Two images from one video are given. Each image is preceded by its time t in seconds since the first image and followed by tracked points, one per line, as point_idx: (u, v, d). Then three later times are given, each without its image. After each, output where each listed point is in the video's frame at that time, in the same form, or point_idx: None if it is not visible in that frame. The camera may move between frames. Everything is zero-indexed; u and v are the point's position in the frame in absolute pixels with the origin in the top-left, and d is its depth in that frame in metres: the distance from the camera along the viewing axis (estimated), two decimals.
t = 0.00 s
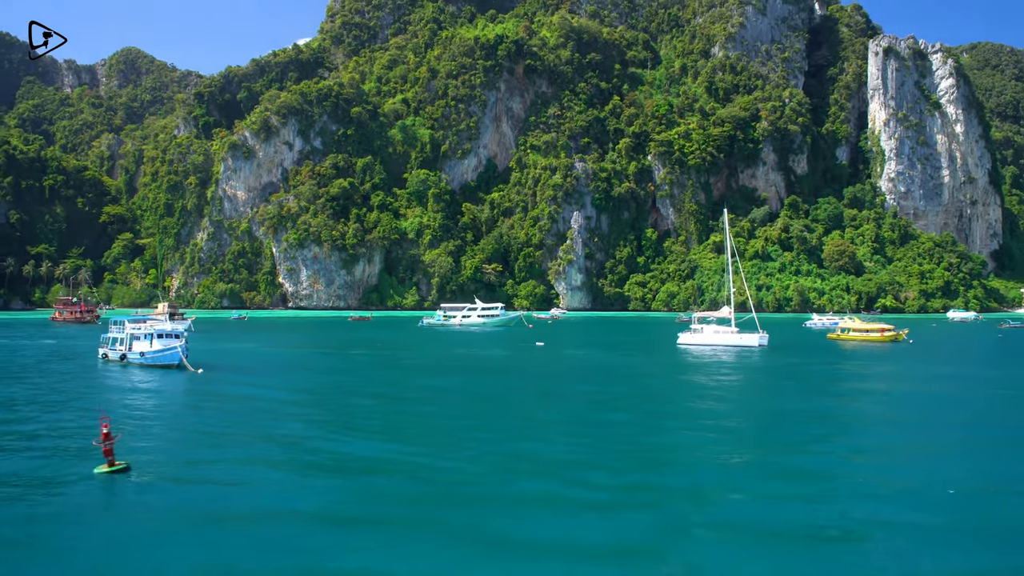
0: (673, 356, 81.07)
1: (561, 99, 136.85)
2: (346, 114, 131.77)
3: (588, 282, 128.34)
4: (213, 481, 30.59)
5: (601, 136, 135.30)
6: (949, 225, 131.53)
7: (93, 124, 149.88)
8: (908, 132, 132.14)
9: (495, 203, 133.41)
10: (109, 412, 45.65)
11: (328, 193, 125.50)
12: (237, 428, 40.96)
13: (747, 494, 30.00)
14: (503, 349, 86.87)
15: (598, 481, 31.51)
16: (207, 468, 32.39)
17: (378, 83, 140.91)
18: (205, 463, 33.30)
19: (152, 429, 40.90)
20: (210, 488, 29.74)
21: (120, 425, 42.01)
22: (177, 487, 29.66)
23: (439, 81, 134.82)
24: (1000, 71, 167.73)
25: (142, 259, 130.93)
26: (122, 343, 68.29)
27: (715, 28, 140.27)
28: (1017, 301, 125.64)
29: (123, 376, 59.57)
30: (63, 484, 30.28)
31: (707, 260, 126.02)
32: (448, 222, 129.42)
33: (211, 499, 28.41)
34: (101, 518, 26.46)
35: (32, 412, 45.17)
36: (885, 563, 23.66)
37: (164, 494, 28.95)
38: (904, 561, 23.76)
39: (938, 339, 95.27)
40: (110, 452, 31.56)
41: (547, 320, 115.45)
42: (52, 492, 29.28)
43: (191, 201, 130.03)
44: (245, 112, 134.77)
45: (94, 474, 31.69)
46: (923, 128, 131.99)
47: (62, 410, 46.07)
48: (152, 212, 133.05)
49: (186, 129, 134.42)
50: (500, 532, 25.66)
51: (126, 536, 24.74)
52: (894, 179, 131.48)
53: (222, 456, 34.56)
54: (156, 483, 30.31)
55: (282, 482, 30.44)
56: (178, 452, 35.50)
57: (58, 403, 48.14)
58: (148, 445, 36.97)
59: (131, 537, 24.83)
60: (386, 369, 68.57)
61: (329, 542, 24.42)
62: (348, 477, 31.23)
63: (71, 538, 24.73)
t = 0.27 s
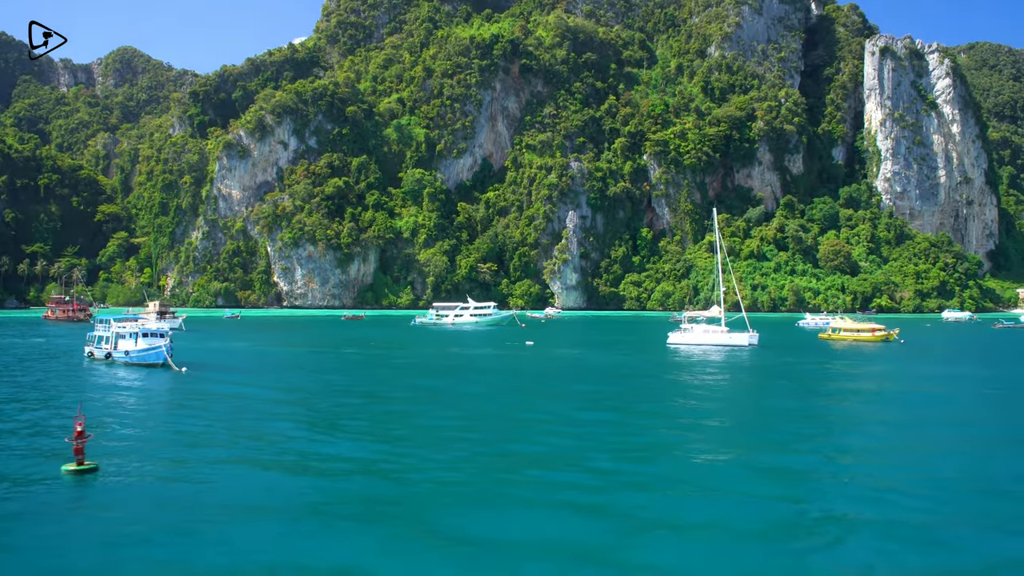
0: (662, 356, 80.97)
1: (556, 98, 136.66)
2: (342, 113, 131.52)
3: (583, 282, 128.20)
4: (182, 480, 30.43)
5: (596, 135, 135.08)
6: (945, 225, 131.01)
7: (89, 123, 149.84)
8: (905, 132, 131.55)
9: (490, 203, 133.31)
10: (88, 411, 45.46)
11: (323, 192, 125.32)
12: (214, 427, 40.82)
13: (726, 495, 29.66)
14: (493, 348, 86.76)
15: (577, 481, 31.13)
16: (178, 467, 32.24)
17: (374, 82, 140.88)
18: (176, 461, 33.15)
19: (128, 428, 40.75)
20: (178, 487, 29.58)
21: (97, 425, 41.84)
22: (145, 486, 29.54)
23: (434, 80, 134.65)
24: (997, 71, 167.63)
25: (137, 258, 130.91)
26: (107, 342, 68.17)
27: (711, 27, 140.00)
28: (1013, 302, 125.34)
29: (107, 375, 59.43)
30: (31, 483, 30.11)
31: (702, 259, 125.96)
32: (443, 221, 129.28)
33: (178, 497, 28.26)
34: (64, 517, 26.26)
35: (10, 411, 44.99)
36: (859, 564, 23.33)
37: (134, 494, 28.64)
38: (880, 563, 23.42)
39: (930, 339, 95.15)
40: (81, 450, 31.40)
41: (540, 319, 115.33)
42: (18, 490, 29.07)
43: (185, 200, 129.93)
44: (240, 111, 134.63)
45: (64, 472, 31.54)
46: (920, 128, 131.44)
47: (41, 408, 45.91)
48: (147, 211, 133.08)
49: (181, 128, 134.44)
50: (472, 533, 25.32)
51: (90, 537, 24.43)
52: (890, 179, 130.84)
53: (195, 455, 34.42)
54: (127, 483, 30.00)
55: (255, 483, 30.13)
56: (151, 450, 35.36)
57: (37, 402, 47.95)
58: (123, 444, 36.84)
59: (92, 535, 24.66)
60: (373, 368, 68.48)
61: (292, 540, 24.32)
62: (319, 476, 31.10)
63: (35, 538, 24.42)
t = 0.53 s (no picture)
0: (649, 352, 80.91)
1: (552, 94, 136.42)
2: (337, 108, 131.22)
3: (577, 278, 128.21)
4: (146, 475, 30.30)
5: (592, 131, 134.85)
6: (940, 222, 130.78)
7: (85, 117, 149.62)
8: (901, 129, 131.10)
9: (485, 198, 133.19)
10: (64, 406, 45.31)
11: (318, 187, 125.12)
12: (189, 421, 40.73)
13: (699, 494, 29.40)
14: (482, 344, 86.65)
15: (549, 480, 30.90)
16: (144, 462, 32.15)
17: (369, 77, 140.65)
18: (144, 456, 33.04)
19: (101, 423, 40.63)
20: (142, 481, 29.51)
21: (71, 419, 41.71)
22: (109, 481, 29.44)
23: (430, 76, 134.42)
24: (994, 69, 167.46)
25: (132, 252, 130.91)
26: (91, 336, 68.01)
27: (708, 23, 139.36)
28: (1008, 299, 125.23)
29: (89, 370, 59.30)
30: None
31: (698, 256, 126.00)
32: (438, 217, 129.19)
33: (141, 492, 28.18)
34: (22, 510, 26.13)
35: None
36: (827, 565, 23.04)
37: (100, 489, 28.46)
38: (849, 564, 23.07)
39: (919, 336, 95.11)
40: (47, 446, 30.72)
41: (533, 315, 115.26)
42: None
43: (180, 194, 129.83)
44: (236, 106, 134.36)
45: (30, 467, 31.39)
46: (916, 125, 131.00)
47: (17, 403, 45.78)
48: (142, 205, 133.02)
49: (177, 122, 134.30)
50: (437, 530, 25.06)
51: (48, 531, 24.18)
52: (886, 176, 130.45)
53: (165, 450, 34.33)
54: (93, 478, 29.78)
55: (223, 478, 29.92)
56: (121, 446, 35.26)
57: (14, 396, 47.81)
58: (93, 439, 36.72)
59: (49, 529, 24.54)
60: (357, 364, 68.38)
61: (249, 534, 24.27)
62: (285, 471, 31.04)
63: None
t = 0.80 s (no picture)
0: (639, 348, 80.78)
1: (548, 89, 136.14)
2: (332, 103, 130.75)
3: (573, 273, 128.10)
4: (114, 471, 30.10)
5: (588, 126, 134.60)
6: (936, 218, 130.56)
7: (81, 112, 149.16)
8: (897, 125, 130.78)
9: (480, 194, 132.92)
10: (41, 402, 45.02)
11: (314, 182, 124.79)
12: (165, 418, 40.51)
13: (674, 490, 28.99)
14: (471, 339, 86.40)
15: (524, 476, 30.44)
16: (114, 458, 31.92)
17: (365, 72, 140.23)
18: (114, 453, 32.80)
19: (77, 419, 40.39)
20: (109, 477, 29.29)
21: (47, 415, 41.46)
22: (75, 477, 29.21)
23: (426, 71, 134.10)
24: (990, 65, 167.34)
25: (127, 247, 130.67)
26: (76, 332, 67.72)
27: (705, 18, 138.89)
28: (1003, 295, 125.30)
29: (71, 365, 59.02)
30: None
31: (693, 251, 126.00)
32: (434, 212, 128.91)
33: (106, 488, 27.96)
34: None
35: None
36: (799, 562, 22.62)
37: (64, 485, 28.22)
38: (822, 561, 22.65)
39: (911, 332, 94.97)
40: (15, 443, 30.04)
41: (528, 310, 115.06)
42: None
43: (175, 189, 129.44)
44: (231, 101, 133.88)
45: None
46: (912, 121, 130.76)
47: None
48: (137, 200, 132.69)
49: (172, 117, 133.87)
50: (402, 523, 24.95)
51: (5, 531, 23.72)
52: (882, 172, 130.24)
53: (137, 446, 34.13)
54: (59, 476, 29.38)
55: (191, 476, 29.46)
56: (93, 442, 35.04)
57: None
58: (66, 435, 36.48)
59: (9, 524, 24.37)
60: (343, 360, 68.16)
61: (210, 528, 24.10)
62: (255, 467, 30.85)
63: None
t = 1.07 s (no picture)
0: (626, 343, 80.75)
1: (542, 84, 135.91)
2: (326, 97, 130.27)
3: (567, 268, 128.17)
4: (79, 466, 29.98)
5: (583, 121, 134.47)
6: (930, 213, 130.54)
7: (74, 105, 148.53)
8: (891, 120, 130.70)
9: (475, 188, 132.78)
10: (16, 397, 44.80)
11: (308, 176, 124.54)
12: (139, 413, 40.34)
13: (647, 484, 28.84)
14: (459, 334, 86.19)
15: (497, 472, 30.28)
16: (80, 454, 31.77)
17: (359, 66, 139.80)
18: (81, 449, 32.62)
19: (50, 414, 40.16)
20: (73, 472, 29.17)
21: (21, 410, 41.23)
22: (39, 472, 29.04)
23: (420, 65, 133.70)
24: (985, 60, 167.42)
25: (120, 241, 130.38)
26: (58, 326, 67.35)
27: (699, 13, 138.59)
28: (996, 290, 125.66)
29: (51, 360, 58.71)
30: None
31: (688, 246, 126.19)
32: (428, 207, 128.72)
33: (68, 483, 27.81)
34: None
35: None
36: (765, 556, 22.46)
37: (26, 481, 28.09)
38: (789, 555, 22.53)
39: (901, 327, 95.10)
40: None
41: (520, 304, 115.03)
42: None
43: (168, 183, 129.05)
44: (225, 95, 133.34)
45: None
46: (906, 116, 130.66)
47: None
48: (131, 194, 132.29)
49: (165, 111, 133.35)
50: (360, 518, 24.90)
51: None
52: (876, 167, 130.13)
53: (105, 441, 33.95)
54: (27, 472, 29.17)
55: (162, 471, 29.36)
56: (62, 437, 34.83)
57: None
58: (36, 431, 36.25)
59: None
60: (328, 356, 67.93)
61: (168, 523, 24.03)
62: (221, 462, 30.77)
63: None
